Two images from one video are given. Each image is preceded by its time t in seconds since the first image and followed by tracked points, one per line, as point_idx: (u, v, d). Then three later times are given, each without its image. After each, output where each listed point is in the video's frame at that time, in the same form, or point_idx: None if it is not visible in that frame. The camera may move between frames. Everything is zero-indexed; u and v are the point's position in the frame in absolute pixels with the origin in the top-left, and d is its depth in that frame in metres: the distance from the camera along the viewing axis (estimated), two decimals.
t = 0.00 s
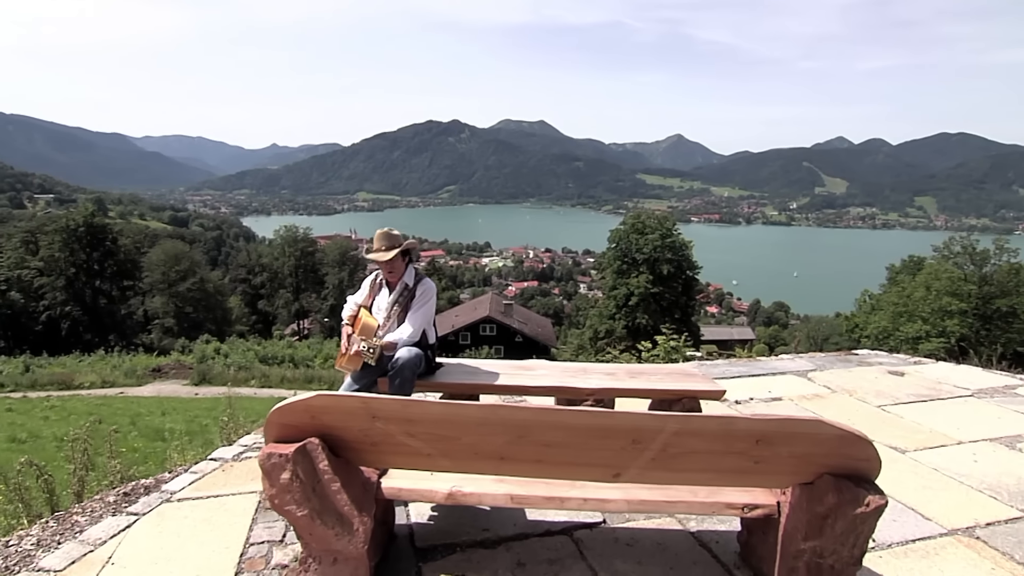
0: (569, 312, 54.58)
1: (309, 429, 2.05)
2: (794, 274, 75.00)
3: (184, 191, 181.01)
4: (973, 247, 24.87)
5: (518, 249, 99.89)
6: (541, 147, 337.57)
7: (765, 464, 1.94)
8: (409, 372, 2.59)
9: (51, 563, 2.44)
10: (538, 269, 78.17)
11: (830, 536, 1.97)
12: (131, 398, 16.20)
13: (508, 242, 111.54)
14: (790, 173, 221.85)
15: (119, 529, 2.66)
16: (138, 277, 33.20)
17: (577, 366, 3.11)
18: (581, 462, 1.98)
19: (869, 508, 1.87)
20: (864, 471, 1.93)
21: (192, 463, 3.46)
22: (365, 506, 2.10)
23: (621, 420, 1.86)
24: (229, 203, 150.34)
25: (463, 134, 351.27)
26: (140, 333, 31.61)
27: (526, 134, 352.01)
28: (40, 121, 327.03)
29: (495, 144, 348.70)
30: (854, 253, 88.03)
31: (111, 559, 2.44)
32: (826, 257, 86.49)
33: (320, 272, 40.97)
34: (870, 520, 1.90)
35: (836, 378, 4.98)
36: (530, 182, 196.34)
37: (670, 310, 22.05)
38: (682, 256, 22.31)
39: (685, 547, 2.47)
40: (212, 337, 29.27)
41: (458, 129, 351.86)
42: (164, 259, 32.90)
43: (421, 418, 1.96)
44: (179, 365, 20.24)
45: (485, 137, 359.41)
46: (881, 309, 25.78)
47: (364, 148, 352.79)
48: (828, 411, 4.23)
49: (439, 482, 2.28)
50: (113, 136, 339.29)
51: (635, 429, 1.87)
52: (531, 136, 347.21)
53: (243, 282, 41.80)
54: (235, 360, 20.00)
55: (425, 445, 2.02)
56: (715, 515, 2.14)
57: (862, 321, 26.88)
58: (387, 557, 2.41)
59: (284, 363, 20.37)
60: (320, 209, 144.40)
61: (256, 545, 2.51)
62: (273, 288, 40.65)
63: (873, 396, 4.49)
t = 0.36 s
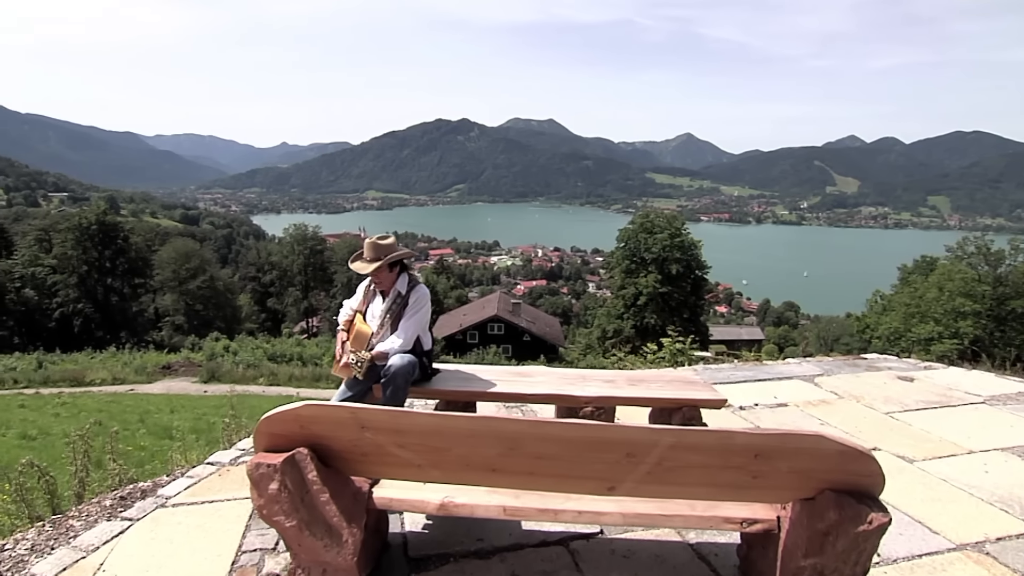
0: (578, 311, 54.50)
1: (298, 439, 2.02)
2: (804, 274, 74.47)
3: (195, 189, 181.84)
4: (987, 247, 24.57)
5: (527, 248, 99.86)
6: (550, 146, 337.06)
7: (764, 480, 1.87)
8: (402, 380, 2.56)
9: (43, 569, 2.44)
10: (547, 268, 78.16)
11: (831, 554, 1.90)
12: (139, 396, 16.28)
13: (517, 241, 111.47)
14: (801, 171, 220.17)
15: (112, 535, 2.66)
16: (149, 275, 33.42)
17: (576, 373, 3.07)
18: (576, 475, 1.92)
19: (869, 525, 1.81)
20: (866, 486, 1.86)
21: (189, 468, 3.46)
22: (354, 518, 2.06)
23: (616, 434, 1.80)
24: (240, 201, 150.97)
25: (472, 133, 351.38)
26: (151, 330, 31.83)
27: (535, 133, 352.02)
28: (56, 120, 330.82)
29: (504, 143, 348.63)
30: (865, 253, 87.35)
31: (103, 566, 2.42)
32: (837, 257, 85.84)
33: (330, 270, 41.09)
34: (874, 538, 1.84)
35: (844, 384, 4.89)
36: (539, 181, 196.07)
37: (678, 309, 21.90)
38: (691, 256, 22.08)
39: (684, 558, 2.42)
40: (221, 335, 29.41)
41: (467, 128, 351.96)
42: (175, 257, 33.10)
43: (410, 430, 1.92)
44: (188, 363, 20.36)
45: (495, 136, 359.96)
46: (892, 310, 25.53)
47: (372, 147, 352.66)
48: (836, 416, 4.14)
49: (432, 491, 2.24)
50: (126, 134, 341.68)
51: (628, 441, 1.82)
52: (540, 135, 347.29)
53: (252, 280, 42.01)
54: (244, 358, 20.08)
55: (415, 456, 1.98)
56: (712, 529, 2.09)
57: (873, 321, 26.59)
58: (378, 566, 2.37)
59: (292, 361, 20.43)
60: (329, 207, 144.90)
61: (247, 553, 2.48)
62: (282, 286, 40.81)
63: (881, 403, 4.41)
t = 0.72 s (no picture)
0: (588, 311, 54.37)
1: (287, 450, 1.99)
2: (817, 275, 73.84)
3: (208, 189, 183.11)
4: (1006, 249, 24.20)
5: (537, 248, 99.78)
6: (561, 146, 336.56)
7: (764, 496, 1.81)
8: (397, 389, 2.53)
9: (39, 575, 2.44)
10: (558, 268, 78.12)
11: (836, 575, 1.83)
12: (151, 393, 16.43)
13: (528, 241, 111.47)
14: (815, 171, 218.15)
15: (108, 541, 2.65)
16: (162, 273, 33.69)
17: (576, 381, 3.02)
18: (570, 489, 1.87)
19: (874, 546, 1.75)
20: (870, 505, 1.80)
21: (188, 472, 3.45)
22: (345, 529, 2.03)
23: (611, 448, 1.76)
24: (252, 201, 151.89)
25: (483, 133, 351.67)
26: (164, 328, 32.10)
27: (546, 133, 352.14)
28: (73, 120, 335.40)
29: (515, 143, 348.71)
30: (879, 253, 86.55)
31: (97, 570, 2.43)
32: (851, 258, 84.98)
33: (341, 269, 41.24)
34: (878, 559, 1.77)
35: (854, 391, 4.79)
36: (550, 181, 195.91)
37: (689, 311, 21.74)
38: (702, 257, 21.88)
39: (683, 573, 2.36)
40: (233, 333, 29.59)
41: (478, 128, 352.10)
42: (188, 256, 33.36)
43: (401, 442, 1.88)
44: (200, 361, 20.51)
45: (506, 136, 360.30)
46: (907, 312, 25.20)
47: (384, 146, 352.57)
48: (844, 425, 4.06)
49: (426, 502, 2.21)
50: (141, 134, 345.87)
51: (623, 456, 1.77)
52: (551, 135, 347.47)
53: (264, 279, 42.26)
54: (254, 356, 20.20)
55: (406, 467, 1.94)
56: (712, 545, 2.04)
57: (887, 324, 26.28)
58: None
59: (303, 360, 20.51)
60: (341, 207, 145.60)
61: (241, 560, 2.46)
62: (294, 285, 41.01)
63: (891, 411, 4.31)
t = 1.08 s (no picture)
0: (602, 311, 54.19)
1: (282, 458, 1.96)
2: (835, 276, 72.83)
3: (225, 188, 184.76)
4: None
5: (552, 248, 99.61)
6: (576, 145, 335.62)
7: (767, 513, 1.76)
8: (396, 396, 2.50)
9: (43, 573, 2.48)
10: (572, 268, 78.02)
11: None
12: (167, 390, 16.62)
13: (542, 241, 111.39)
14: (833, 171, 215.34)
15: (108, 543, 2.67)
16: (180, 271, 34.11)
17: (580, 387, 2.98)
18: (568, 503, 1.83)
19: (883, 567, 1.67)
20: (880, 525, 1.74)
21: (191, 473, 3.47)
22: (338, 538, 2.01)
23: (609, 462, 1.71)
24: (268, 200, 153.04)
25: (498, 132, 352.04)
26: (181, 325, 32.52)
27: (561, 132, 352.36)
28: (95, 119, 340.98)
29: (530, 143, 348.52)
30: (899, 255, 85.17)
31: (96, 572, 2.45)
32: (870, 259, 83.80)
33: (355, 268, 41.45)
34: None
35: (868, 398, 4.68)
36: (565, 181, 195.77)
37: (703, 312, 21.51)
38: (717, 257, 21.64)
39: None
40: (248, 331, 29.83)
41: (493, 127, 352.48)
42: (205, 254, 33.80)
43: (394, 451, 1.84)
44: (215, 358, 20.72)
45: (521, 135, 360.59)
46: (927, 315, 24.73)
47: (399, 146, 352.52)
48: (857, 434, 3.96)
49: (422, 510, 2.20)
50: (160, 133, 350.37)
51: (623, 469, 1.72)
52: (566, 134, 347.50)
53: (280, 278, 42.65)
54: (269, 354, 20.35)
55: (400, 477, 1.91)
56: (711, 560, 1.99)
57: (906, 326, 25.83)
58: None
59: (317, 358, 20.63)
60: (356, 207, 146.38)
61: (239, 565, 2.45)
62: (309, 284, 41.32)
63: (907, 420, 4.20)
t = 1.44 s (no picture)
0: (617, 310, 53.92)
1: (280, 460, 1.95)
2: (855, 275, 71.67)
3: (244, 185, 186.58)
4: None
5: (568, 245, 99.28)
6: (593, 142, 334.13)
7: (771, 526, 1.70)
8: (399, 399, 2.47)
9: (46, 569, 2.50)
10: (588, 266, 77.83)
11: None
12: (185, 384, 16.85)
13: (558, 238, 111.29)
14: (855, 169, 211.80)
15: (113, 540, 2.69)
16: (199, 267, 34.53)
17: (587, 391, 2.94)
18: (565, 511, 1.79)
19: None
20: (887, 540, 1.68)
21: (198, 470, 3.49)
22: (334, 542, 1.99)
23: (608, 471, 1.67)
24: (286, 196, 154.29)
25: (515, 129, 351.78)
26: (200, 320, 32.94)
27: (577, 130, 351.53)
28: (120, 117, 346.80)
29: (547, 140, 347.51)
30: (923, 255, 83.51)
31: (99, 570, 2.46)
32: (892, 259, 82.32)
33: (371, 264, 41.68)
34: None
35: (885, 404, 4.57)
36: (581, 178, 194.86)
37: (719, 311, 21.28)
38: (734, 256, 21.38)
39: None
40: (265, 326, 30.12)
41: (509, 124, 352.54)
42: (224, 250, 34.21)
43: (392, 455, 1.82)
44: (232, 353, 20.96)
45: (537, 132, 359.99)
46: (950, 317, 24.21)
47: (415, 143, 352.95)
48: (873, 441, 3.86)
49: (421, 516, 2.16)
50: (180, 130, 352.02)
51: (621, 480, 1.68)
52: (582, 132, 346.37)
53: (297, 274, 43.07)
54: (285, 350, 20.55)
55: (398, 483, 1.88)
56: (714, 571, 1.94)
57: (928, 327, 25.31)
58: None
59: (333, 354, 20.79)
60: (373, 203, 147.14)
61: (240, 565, 2.45)
62: (325, 280, 41.64)
63: (925, 427, 4.09)
